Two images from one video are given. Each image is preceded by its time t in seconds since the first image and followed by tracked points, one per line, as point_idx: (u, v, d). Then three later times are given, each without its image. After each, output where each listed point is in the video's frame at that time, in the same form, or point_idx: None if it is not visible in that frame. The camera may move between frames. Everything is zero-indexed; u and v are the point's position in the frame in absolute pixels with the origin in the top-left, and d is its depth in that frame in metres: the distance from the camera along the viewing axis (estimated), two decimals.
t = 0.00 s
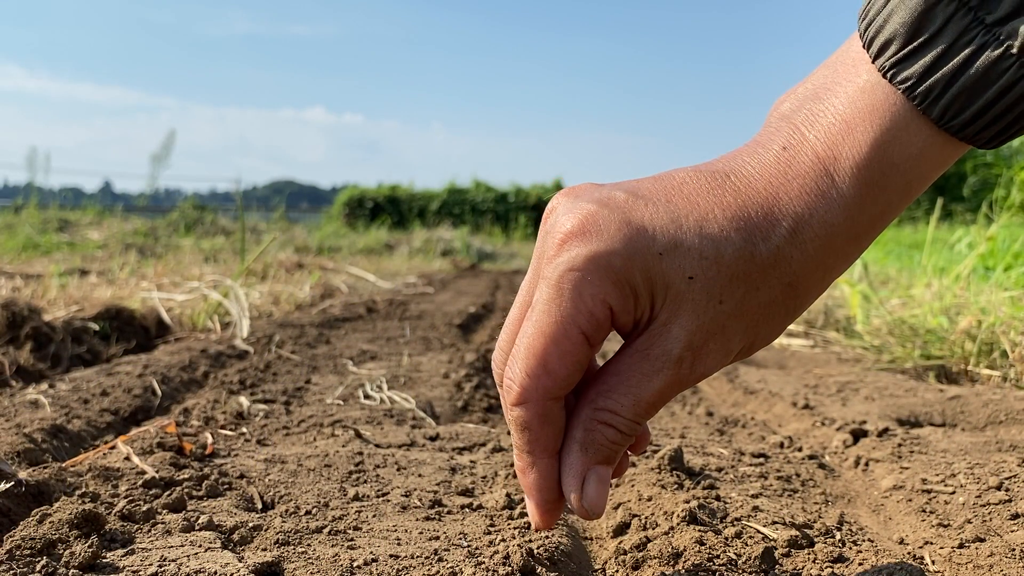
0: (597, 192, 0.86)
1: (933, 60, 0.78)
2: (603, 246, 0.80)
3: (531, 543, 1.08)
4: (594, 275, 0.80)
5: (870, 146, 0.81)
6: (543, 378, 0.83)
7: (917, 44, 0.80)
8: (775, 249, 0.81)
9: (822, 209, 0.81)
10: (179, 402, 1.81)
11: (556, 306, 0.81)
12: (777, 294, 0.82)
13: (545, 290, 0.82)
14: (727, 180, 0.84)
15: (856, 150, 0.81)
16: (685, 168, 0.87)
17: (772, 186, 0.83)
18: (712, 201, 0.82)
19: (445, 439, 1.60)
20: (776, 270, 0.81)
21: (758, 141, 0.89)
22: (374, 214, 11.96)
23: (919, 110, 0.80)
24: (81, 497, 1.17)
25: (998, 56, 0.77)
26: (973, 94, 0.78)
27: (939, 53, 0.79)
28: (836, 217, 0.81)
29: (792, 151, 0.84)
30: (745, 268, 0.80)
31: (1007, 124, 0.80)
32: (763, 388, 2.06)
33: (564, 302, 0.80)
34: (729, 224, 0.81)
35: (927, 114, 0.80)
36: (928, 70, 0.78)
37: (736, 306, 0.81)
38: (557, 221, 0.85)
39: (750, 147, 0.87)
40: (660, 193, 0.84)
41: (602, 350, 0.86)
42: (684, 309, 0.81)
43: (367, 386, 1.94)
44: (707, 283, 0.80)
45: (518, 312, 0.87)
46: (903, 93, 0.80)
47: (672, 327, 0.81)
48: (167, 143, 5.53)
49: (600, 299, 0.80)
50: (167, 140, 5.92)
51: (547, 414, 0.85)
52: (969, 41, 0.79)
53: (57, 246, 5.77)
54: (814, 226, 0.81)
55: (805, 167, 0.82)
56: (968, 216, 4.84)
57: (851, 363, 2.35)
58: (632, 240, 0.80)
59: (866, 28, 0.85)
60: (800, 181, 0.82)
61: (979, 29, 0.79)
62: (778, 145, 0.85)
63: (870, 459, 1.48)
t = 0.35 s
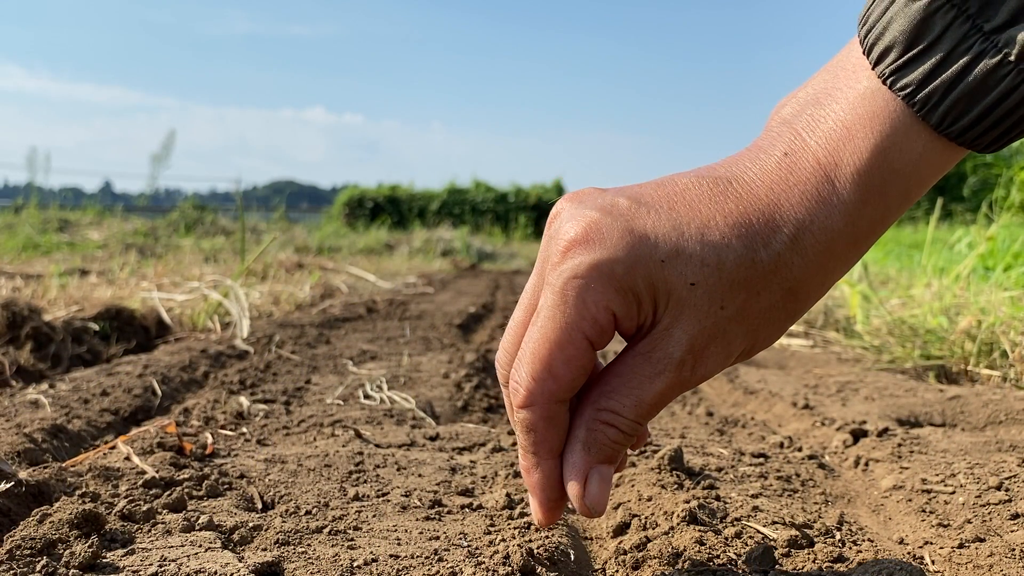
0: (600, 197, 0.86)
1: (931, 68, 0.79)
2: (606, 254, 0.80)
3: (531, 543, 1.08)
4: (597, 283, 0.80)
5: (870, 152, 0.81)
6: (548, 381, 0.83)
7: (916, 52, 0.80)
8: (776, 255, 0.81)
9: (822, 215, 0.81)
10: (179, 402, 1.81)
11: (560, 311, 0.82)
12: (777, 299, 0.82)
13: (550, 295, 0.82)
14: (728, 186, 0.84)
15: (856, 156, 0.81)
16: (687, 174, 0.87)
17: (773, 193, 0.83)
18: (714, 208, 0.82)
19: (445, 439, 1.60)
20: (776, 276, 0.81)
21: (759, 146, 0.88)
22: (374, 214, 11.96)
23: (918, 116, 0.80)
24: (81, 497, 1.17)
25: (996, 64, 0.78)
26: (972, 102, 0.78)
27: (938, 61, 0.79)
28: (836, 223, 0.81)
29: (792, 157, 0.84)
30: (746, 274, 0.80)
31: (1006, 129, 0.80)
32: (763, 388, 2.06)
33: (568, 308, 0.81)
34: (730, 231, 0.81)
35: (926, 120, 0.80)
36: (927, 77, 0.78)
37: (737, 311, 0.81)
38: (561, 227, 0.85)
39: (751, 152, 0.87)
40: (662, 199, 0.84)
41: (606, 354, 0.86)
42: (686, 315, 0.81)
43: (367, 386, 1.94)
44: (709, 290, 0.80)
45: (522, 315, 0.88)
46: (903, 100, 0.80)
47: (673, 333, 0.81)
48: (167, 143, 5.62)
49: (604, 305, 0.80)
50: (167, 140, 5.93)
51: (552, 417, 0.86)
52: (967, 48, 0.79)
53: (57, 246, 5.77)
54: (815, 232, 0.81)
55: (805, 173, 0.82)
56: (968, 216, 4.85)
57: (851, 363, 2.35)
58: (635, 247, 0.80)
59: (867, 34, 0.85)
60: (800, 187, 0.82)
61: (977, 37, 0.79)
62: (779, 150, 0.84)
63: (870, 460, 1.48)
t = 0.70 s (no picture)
0: (601, 200, 0.86)
1: (930, 71, 0.79)
2: (605, 257, 0.80)
3: (531, 543, 1.08)
4: (596, 287, 0.80)
5: (869, 155, 0.81)
6: (550, 382, 0.84)
7: (914, 55, 0.80)
8: (775, 257, 0.81)
9: (822, 217, 0.81)
10: (179, 402, 1.81)
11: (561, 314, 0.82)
12: (777, 301, 0.82)
13: (551, 298, 0.83)
14: (727, 189, 0.84)
15: (855, 159, 0.81)
16: (687, 176, 0.87)
17: (772, 195, 0.82)
18: (713, 211, 0.82)
19: (445, 439, 1.60)
20: (775, 277, 0.81)
21: (759, 148, 0.88)
22: (374, 214, 11.96)
23: (917, 119, 0.80)
24: (81, 497, 1.17)
25: (994, 67, 0.78)
26: (971, 105, 0.78)
27: (936, 63, 0.79)
28: (835, 225, 0.81)
29: (792, 160, 0.83)
30: (745, 276, 0.80)
31: (1004, 130, 0.80)
32: (763, 388, 2.06)
33: (569, 310, 0.81)
34: (729, 234, 0.81)
35: (926, 123, 0.80)
36: (925, 80, 0.78)
37: (736, 312, 0.81)
38: (562, 230, 0.85)
39: (751, 154, 0.87)
40: (661, 202, 0.84)
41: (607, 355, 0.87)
42: (685, 316, 0.81)
43: (367, 386, 1.94)
44: (708, 292, 0.80)
45: (525, 316, 0.88)
46: (901, 103, 0.80)
47: (673, 334, 0.81)
48: (167, 142, 5.68)
49: (604, 308, 0.80)
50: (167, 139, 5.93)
51: (554, 417, 0.86)
52: (965, 52, 0.79)
53: (57, 246, 5.78)
54: (814, 234, 0.81)
55: (805, 176, 0.82)
56: (968, 217, 4.85)
57: (851, 363, 2.36)
58: (635, 251, 0.80)
59: (866, 37, 0.85)
60: (799, 190, 0.82)
61: (975, 40, 0.79)
62: (778, 153, 0.84)
63: (870, 460, 1.48)
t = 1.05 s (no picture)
0: (602, 203, 0.86)
1: (927, 74, 0.79)
2: (605, 262, 0.81)
3: (531, 543, 1.09)
4: (595, 291, 0.81)
5: (868, 157, 0.81)
6: (552, 382, 0.85)
7: (912, 59, 0.80)
8: (772, 259, 0.81)
9: (820, 219, 0.81)
10: (179, 402, 1.82)
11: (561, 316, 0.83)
12: (775, 302, 0.82)
13: (552, 301, 0.83)
14: (727, 192, 0.84)
15: (854, 162, 0.80)
16: (687, 177, 0.87)
17: (772, 198, 0.82)
18: (712, 214, 0.82)
19: (445, 439, 1.60)
20: (774, 279, 0.81)
21: (759, 148, 0.88)
22: (374, 215, 11.96)
23: (915, 122, 0.80)
24: (82, 497, 1.18)
25: (990, 71, 0.78)
26: (969, 108, 0.78)
27: (934, 67, 0.79)
28: (834, 226, 0.81)
29: (791, 162, 0.83)
30: (745, 278, 0.81)
31: (1000, 132, 0.80)
32: (763, 388, 2.06)
33: (569, 314, 0.82)
34: (728, 237, 0.81)
35: (923, 125, 0.80)
36: (923, 83, 0.79)
37: (734, 313, 0.82)
38: (563, 234, 0.86)
39: (751, 155, 0.87)
40: (661, 205, 0.84)
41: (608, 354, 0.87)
42: (684, 318, 0.81)
43: (367, 386, 1.94)
44: (707, 294, 0.80)
45: (527, 316, 0.89)
46: (900, 106, 0.80)
47: (671, 336, 0.82)
48: (167, 143, 5.66)
49: (604, 311, 0.81)
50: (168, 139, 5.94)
51: (556, 416, 0.87)
52: (962, 55, 0.79)
53: (57, 246, 5.78)
54: (813, 236, 0.81)
55: (804, 178, 0.82)
56: (968, 217, 4.85)
57: (850, 363, 2.36)
58: (633, 255, 0.81)
59: (864, 40, 0.85)
60: (798, 193, 0.82)
61: (972, 44, 0.79)
62: (778, 155, 0.84)
63: (870, 460, 1.48)
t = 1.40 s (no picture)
0: (601, 206, 0.87)
1: (926, 74, 0.79)
2: (603, 265, 0.81)
3: (531, 543, 1.09)
4: (592, 295, 0.81)
5: (867, 157, 0.81)
6: (552, 383, 0.86)
7: (911, 59, 0.80)
8: (770, 259, 0.81)
9: (819, 219, 0.81)
10: (179, 402, 1.82)
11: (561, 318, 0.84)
12: (773, 301, 0.82)
13: (552, 303, 0.84)
14: (725, 193, 0.84)
15: (853, 161, 0.80)
16: (685, 179, 0.87)
17: (770, 198, 0.82)
18: (710, 216, 0.82)
19: (445, 439, 1.60)
20: (771, 278, 0.81)
21: (759, 148, 0.88)
22: (374, 215, 11.96)
23: (915, 121, 0.80)
24: (82, 497, 1.18)
25: (988, 71, 0.78)
26: (966, 108, 0.78)
27: (932, 68, 0.79)
28: (833, 224, 0.81)
29: (791, 162, 0.83)
30: (742, 278, 0.81)
31: (999, 131, 0.80)
32: (763, 388, 2.06)
33: (569, 316, 0.82)
34: (725, 238, 0.81)
35: (922, 125, 0.80)
36: (922, 83, 0.79)
37: (732, 313, 0.82)
38: (563, 237, 0.86)
39: (751, 156, 0.87)
40: (658, 208, 0.84)
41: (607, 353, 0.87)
42: (682, 318, 0.81)
43: (367, 386, 1.94)
44: (704, 295, 0.80)
45: (529, 317, 0.89)
46: (899, 106, 0.80)
47: (669, 335, 0.82)
48: (167, 142, 5.66)
49: (603, 314, 0.82)
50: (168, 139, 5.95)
51: (558, 414, 0.88)
52: (960, 56, 0.79)
53: (58, 246, 5.78)
54: (811, 236, 0.81)
55: (803, 179, 0.82)
56: (969, 217, 4.84)
57: (850, 363, 2.36)
58: (631, 258, 0.81)
59: (864, 39, 0.85)
60: (797, 193, 0.82)
61: (970, 44, 0.79)
62: (778, 156, 0.84)
63: (870, 460, 1.48)
